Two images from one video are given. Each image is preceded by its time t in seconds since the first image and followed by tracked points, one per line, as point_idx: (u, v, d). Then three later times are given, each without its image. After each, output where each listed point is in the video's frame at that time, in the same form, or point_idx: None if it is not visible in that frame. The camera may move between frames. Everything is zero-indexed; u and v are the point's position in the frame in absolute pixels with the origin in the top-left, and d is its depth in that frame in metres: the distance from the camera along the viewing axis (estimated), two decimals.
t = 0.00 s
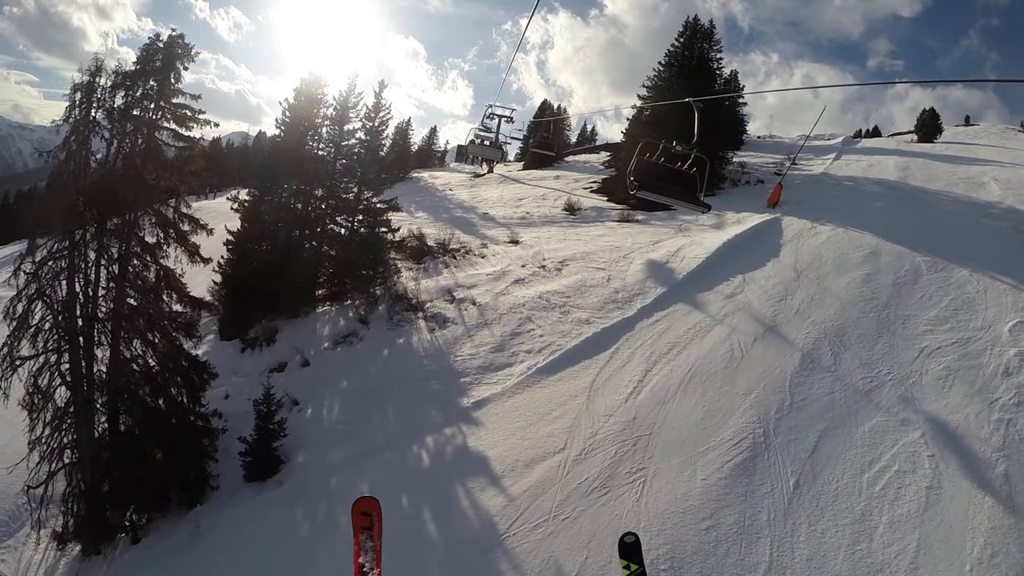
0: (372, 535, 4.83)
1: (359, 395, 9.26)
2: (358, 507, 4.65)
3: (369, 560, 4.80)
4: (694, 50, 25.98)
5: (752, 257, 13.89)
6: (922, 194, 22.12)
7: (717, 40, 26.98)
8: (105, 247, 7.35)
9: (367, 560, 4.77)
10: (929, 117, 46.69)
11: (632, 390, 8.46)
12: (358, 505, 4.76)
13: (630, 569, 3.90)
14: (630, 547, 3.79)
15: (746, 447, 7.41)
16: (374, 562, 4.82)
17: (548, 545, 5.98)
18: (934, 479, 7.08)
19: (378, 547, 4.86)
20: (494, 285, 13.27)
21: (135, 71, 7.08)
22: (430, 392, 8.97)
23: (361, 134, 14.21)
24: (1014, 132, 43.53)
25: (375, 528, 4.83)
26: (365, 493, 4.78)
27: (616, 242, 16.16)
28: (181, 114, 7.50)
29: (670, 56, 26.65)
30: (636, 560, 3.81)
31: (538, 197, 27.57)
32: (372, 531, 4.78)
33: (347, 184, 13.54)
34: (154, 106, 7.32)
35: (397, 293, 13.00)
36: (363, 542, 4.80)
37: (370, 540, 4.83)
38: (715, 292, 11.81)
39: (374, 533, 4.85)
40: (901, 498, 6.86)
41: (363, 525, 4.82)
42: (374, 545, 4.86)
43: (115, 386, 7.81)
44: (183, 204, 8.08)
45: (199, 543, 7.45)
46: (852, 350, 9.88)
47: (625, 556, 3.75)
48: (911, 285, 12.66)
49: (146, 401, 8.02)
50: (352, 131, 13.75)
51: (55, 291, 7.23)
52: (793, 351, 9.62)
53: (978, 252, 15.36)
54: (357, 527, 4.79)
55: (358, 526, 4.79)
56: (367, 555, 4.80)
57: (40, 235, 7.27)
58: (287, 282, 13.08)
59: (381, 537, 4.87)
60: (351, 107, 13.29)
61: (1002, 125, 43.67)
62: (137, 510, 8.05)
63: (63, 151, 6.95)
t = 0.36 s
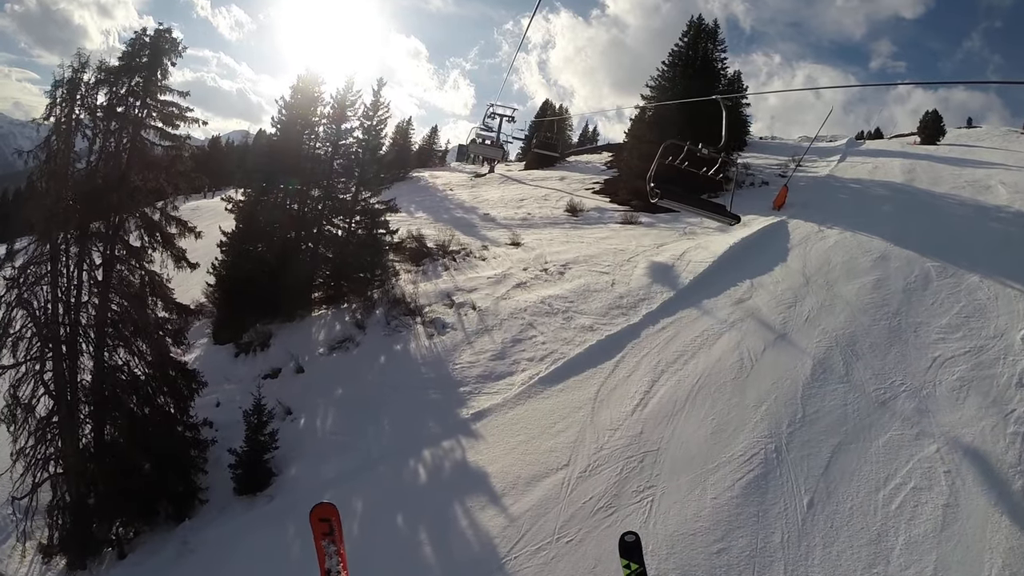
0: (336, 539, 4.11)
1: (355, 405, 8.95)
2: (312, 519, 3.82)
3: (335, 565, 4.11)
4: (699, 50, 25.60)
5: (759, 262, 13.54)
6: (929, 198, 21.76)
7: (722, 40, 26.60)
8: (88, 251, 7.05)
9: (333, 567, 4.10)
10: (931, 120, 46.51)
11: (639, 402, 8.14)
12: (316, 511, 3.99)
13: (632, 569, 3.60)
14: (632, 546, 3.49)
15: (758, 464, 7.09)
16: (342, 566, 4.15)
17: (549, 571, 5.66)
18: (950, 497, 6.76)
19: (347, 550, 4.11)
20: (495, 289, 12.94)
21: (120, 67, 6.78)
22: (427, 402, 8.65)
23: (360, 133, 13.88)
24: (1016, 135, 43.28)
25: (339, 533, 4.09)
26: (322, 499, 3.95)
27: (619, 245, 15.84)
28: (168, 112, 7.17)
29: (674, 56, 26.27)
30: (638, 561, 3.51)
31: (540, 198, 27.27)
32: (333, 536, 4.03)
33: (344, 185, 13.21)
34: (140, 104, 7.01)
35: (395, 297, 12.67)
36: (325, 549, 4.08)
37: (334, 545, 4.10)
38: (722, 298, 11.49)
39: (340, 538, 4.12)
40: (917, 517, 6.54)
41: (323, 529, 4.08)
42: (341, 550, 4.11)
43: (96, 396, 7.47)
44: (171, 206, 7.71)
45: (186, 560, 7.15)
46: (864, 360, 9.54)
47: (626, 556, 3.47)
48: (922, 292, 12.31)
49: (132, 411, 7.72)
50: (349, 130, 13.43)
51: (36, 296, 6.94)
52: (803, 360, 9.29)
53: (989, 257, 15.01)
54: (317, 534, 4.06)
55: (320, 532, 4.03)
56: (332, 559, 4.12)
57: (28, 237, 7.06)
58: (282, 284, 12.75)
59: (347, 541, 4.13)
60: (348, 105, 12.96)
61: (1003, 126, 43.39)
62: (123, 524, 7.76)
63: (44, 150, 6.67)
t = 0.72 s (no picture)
0: (394, 534, 4.92)
1: (350, 418, 8.63)
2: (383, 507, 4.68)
3: (389, 559, 4.87)
4: (702, 52, 25.35)
5: (766, 268, 13.23)
6: (936, 203, 21.47)
7: (725, 42, 26.35)
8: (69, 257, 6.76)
9: (388, 559, 4.84)
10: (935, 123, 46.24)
11: (645, 417, 7.83)
12: (381, 503, 4.84)
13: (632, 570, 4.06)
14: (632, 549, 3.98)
15: (770, 484, 6.78)
16: (394, 562, 4.90)
17: None
18: (969, 517, 6.44)
19: (401, 547, 4.91)
20: (496, 296, 12.65)
21: (105, 65, 6.54)
22: (425, 416, 8.35)
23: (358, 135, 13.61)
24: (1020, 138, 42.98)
25: (397, 528, 4.91)
26: (388, 492, 4.84)
27: (623, 250, 15.56)
28: (154, 113, 6.99)
29: (677, 57, 26.02)
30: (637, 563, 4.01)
31: (542, 201, 26.99)
32: (393, 529, 4.87)
33: (341, 188, 12.93)
34: (125, 104, 6.80)
35: (393, 303, 12.37)
36: (384, 542, 4.86)
37: (391, 539, 4.90)
38: (729, 306, 11.20)
39: (397, 533, 4.93)
40: (937, 540, 6.22)
41: (385, 523, 4.91)
42: (397, 543, 4.93)
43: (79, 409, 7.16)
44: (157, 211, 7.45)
45: None
46: (877, 372, 9.20)
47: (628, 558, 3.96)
48: (934, 299, 12.00)
49: (116, 423, 7.40)
50: (347, 131, 13.16)
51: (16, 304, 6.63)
52: (815, 373, 8.97)
53: (1000, 263, 14.70)
54: (379, 525, 4.90)
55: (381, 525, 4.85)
56: (387, 554, 4.90)
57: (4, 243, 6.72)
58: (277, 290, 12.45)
59: (402, 537, 4.95)
60: (346, 106, 12.67)
61: (1006, 130, 43.13)
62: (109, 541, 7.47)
63: (22, 152, 6.31)
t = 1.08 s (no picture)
0: (350, 538, 4.94)
1: (345, 431, 8.31)
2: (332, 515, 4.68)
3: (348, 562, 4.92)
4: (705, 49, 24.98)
5: (772, 270, 12.92)
6: (941, 201, 21.17)
7: (727, 39, 26.00)
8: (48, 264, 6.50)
9: (347, 563, 4.92)
10: (936, 121, 46.08)
11: (653, 430, 7.52)
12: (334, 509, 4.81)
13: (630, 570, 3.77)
14: (630, 548, 3.73)
15: (785, 500, 6.48)
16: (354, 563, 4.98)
17: None
18: (989, 531, 6.17)
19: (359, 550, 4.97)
20: (496, 299, 12.34)
21: (86, 62, 6.30)
22: (422, 427, 8.04)
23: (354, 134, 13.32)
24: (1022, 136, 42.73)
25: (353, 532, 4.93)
26: (340, 499, 4.80)
27: (626, 252, 15.24)
28: (136, 111, 6.70)
29: (678, 55, 25.66)
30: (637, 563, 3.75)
31: (542, 200, 26.68)
32: (348, 534, 4.88)
33: (337, 188, 12.61)
34: (107, 104, 6.57)
35: (390, 307, 12.05)
36: (341, 547, 4.90)
37: (348, 543, 4.91)
38: (736, 310, 10.89)
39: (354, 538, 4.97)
40: (958, 557, 5.93)
41: (340, 527, 4.92)
42: (354, 547, 4.97)
43: (61, 422, 6.88)
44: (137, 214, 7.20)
45: None
46: (890, 378, 8.88)
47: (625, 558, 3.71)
48: (945, 301, 11.69)
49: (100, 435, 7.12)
50: (343, 130, 12.85)
51: None
52: (827, 380, 8.65)
53: (1011, 264, 14.39)
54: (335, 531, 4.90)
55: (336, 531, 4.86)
56: (346, 558, 4.96)
57: None
58: (270, 294, 12.12)
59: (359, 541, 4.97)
60: (341, 104, 12.36)
61: (1005, 128, 42.87)
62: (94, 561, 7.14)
63: None
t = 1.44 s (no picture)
0: (350, 540, 4.70)
1: (339, 447, 8.00)
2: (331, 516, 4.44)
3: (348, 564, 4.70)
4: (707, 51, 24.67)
5: (779, 276, 12.61)
6: (947, 205, 20.89)
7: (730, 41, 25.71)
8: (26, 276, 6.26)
9: (347, 565, 4.69)
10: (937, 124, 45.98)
11: (661, 447, 7.21)
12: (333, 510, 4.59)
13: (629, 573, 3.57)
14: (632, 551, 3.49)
15: (800, 522, 6.17)
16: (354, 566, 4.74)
17: None
18: (1010, 552, 5.88)
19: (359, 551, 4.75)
20: (496, 307, 12.05)
21: (65, 63, 6.05)
22: (420, 444, 7.73)
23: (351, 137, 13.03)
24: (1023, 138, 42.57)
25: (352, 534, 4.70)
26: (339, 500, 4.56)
27: (629, 258, 14.95)
28: (116, 113, 6.44)
29: (681, 56, 25.37)
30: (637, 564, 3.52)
31: (543, 204, 26.41)
32: (347, 536, 4.65)
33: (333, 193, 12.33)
34: (87, 105, 6.29)
35: (387, 315, 11.75)
36: (339, 548, 4.66)
37: (347, 544, 4.71)
38: (743, 318, 10.60)
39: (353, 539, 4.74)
40: None
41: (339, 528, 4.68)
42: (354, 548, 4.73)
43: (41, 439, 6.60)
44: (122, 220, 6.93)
45: None
46: (904, 390, 8.55)
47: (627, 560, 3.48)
48: (957, 308, 11.38)
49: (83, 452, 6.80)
50: (339, 133, 12.58)
51: None
52: (840, 392, 8.33)
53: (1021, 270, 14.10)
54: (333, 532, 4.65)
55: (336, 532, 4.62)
56: (346, 559, 4.72)
57: None
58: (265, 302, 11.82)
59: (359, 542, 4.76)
60: (337, 106, 12.08)
61: (1006, 130, 42.71)
62: None
63: None
